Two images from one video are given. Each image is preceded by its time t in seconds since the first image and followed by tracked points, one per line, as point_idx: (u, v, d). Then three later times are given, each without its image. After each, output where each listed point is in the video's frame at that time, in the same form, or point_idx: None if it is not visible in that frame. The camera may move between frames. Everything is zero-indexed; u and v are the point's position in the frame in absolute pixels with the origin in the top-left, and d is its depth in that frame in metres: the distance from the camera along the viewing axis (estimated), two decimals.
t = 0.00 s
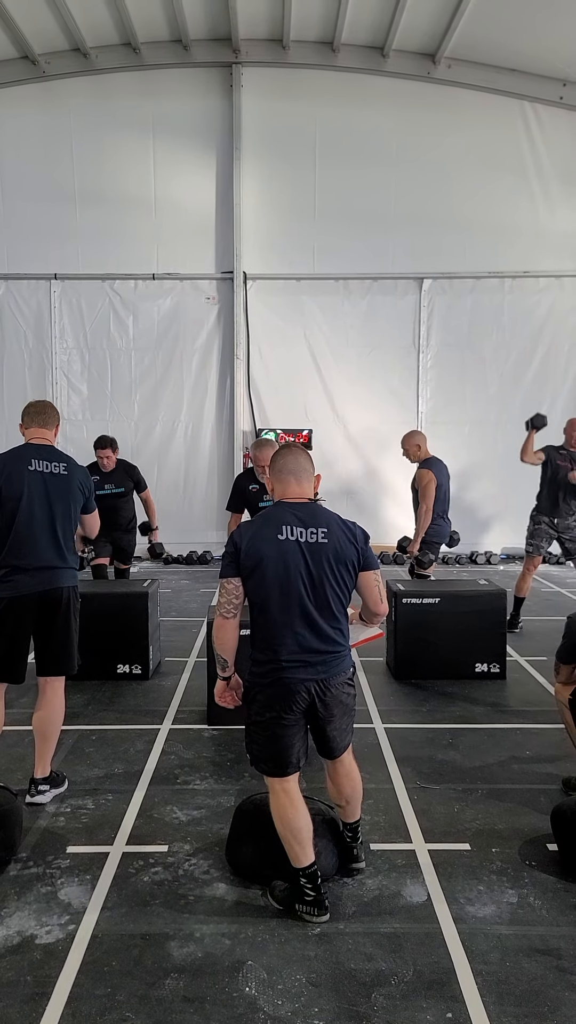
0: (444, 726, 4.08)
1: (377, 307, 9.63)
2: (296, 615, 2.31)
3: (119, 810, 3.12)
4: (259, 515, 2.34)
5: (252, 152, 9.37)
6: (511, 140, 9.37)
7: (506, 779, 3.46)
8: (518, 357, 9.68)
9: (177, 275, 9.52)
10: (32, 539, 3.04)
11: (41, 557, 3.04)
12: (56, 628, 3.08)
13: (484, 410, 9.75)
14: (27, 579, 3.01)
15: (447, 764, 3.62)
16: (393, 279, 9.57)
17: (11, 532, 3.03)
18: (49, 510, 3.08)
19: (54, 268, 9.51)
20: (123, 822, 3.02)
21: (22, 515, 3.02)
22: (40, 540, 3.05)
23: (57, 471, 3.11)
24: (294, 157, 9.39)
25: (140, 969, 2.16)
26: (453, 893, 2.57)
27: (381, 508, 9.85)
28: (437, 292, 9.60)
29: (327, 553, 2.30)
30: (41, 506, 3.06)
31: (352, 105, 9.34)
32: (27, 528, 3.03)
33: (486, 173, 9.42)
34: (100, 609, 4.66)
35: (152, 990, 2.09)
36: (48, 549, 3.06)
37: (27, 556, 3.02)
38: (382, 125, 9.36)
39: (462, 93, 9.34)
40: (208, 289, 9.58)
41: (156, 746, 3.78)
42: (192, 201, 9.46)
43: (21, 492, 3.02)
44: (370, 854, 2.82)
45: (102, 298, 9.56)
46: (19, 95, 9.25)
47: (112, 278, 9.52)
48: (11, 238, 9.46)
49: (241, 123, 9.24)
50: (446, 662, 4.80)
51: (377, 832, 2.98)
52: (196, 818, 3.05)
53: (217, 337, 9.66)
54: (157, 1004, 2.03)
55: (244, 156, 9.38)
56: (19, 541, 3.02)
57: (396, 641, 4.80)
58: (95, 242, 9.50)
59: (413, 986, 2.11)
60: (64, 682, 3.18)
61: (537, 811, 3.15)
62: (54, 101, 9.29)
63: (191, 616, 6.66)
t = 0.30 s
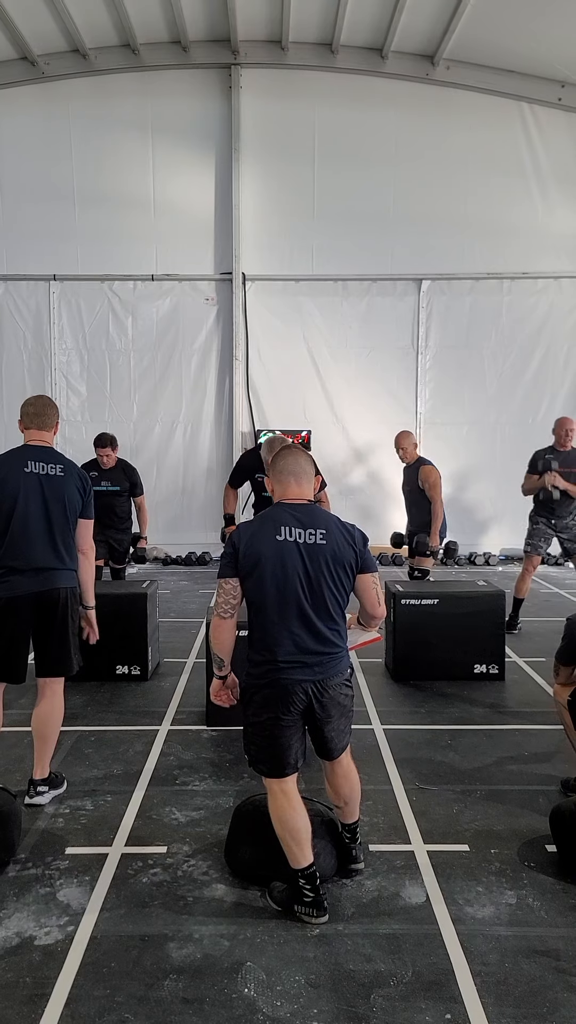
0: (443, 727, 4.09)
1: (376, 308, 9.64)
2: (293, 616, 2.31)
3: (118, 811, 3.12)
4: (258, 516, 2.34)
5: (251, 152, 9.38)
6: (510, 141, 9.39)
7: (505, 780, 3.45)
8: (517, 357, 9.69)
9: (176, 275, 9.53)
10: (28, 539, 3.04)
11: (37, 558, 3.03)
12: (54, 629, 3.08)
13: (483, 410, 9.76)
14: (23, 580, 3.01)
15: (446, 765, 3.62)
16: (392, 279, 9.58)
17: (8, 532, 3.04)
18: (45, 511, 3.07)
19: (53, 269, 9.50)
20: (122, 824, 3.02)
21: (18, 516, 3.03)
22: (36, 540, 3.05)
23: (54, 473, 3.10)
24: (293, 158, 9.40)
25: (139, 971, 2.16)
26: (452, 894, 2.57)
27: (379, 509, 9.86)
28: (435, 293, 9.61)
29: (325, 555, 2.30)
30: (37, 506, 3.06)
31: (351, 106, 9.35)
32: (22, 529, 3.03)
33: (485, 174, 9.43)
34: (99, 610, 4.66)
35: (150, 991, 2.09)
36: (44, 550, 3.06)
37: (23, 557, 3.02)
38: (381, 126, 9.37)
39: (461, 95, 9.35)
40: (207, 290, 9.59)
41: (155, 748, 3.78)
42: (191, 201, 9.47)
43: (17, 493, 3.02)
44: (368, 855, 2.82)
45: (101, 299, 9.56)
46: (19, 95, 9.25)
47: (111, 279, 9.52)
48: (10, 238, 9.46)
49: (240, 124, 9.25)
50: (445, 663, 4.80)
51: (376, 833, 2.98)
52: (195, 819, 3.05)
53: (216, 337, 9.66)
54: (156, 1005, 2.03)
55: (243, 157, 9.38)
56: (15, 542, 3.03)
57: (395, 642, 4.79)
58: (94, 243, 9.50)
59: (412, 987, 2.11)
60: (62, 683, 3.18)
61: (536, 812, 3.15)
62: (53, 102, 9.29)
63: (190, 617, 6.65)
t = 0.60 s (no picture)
0: (442, 728, 4.09)
1: (375, 308, 9.64)
2: (291, 617, 2.32)
3: (117, 812, 3.12)
4: (257, 517, 2.35)
5: (250, 152, 9.38)
6: (509, 142, 9.40)
7: (504, 781, 3.46)
8: (516, 357, 9.70)
9: (175, 276, 9.53)
10: (23, 539, 3.04)
11: (33, 559, 3.04)
12: (51, 629, 3.08)
13: (482, 410, 9.76)
14: (18, 580, 3.02)
15: (445, 766, 3.62)
16: (390, 280, 9.59)
17: (4, 534, 3.05)
18: (40, 511, 3.07)
19: (52, 269, 9.50)
20: (121, 825, 3.02)
21: (14, 517, 3.03)
22: (31, 541, 3.05)
23: (48, 474, 3.08)
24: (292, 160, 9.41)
25: (138, 972, 2.16)
26: (451, 895, 2.57)
27: (378, 510, 9.86)
28: (434, 294, 9.62)
29: (323, 557, 2.30)
30: (32, 506, 3.05)
31: (350, 107, 9.35)
32: (18, 530, 3.04)
33: (483, 175, 9.44)
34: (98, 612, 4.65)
35: (150, 992, 2.08)
36: (39, 550, 3.06)
37: (18, 558, 3.03)
38: (380, 127, 9.38)
39: (459, 96, 9.36)
40: (206, 291, 9.59)
41: (153, 749, 3.78)
42: (190, 203, 9.47)
43: (12, 494, 3.02)
44: (367, 856, 2.81)
45: (99, 300, 9.56)
46: (18, 96, 9.25)
47: (110, 280, 9.52)
48: (9, 239, 9.45)
49: (239, 125, 9.25)
50: (443, 664, 4.80)
51: (374, 834, 2.98)
52: (193, 821, 3.04)
53: (215, 338, 9.66)
54: (155, 1006, 2.03)
55: (242, 157, 9.39)
56: (11, 543, 3.04)
57: (394, 643, 4.79)
58: (93, 243, 9.49)
59: (411, 988, 2.11)
60: (61, 685, 3.18)
61: (535, 813, 3.15)
62: (53, 103, 9.30)
63: (188, 618, 6.65)
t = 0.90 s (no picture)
0: (440, 729, 4.09)
1: (373, 309, 9.65)
2: (289, 620, 2.32)
3: (116, 814, 3.12)
4: (255, 519, 2.35)
5: (249, 153, 9.38)
6: (507, 144, 9.41)
7: (503, 782, 3.46)
8: (514, 358, 9.71)
9: (174, 277, 9.54)
10: (21, 540, 3.04)
11: (31, 560, 3.04)
12: (50, 630, 3.08)
13: (481, 410, 9.77)
14: (16, 581, 3.02)
15: (444, 768, 3.61)
16: (389, 281, 9.60)
17: (2, 535, 3.05)
18: (38, 512, 3.07)
19: (51, 270, 9.51)
20: (119, 827, 3.02)
21: (12, 517, 3.04)
22: (29, 541, 3.05)
23: (47, 474, 3.07)
24: (290, 161, 9.42)
25: (137, 974, 2.16)
26: (449, 896, 2.58)
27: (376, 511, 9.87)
28: (432, 295, 9.63)
29: (320, 560, 2.30)
30: (30, 507, 3.05)
31: (348, 109, 9.36)
32: (16, 531, 3.04)
33: (481, 176, 9.46)
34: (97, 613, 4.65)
35: (148, 994, 2.08)
36: (37, 550, 3.06)
37: (16, 559, 3.03)
38: (378, 128, 9.39)
39: (457, 98, 9.37)
40: (204, 292, 9.59)
41: (152, 750, 3.78)
42: (188, 204, 9.48)
43: (10, 495, 3.02)
44: (366, 858, 2.81)
45: (98, 301, 9.56)
46: (16, 98, 9.26)
47: (108, 281, 9.52)
48: (7, 240, 9.45)
49: (237, 126, 9.26)
50: (441, 665, 4.80)
51: (373, 836, 2.98)
52: (192, 822, 3.04)
53: (213, 339, 9.66)
54: (154, 1009, 2.03)
55: (241, 158, 9.39)
56: (9, 544, 3.04)
57: (393, 644, 4.79)
58: (92, 244, 9.50)
59: (410, 990, 2.11)
60: (60, 687, 3.19)
61: (533, 814, 3.15)
62: (51, 104, 9.31)
63: (187, 619, 6.65)
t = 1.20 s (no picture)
0: (440, 730, 4.09)
1: (372, 310, 9.65)
2: (292, 621, 2.31)
3: (115, 814, 3.11)
4: (257, 521, 2.34)
5: (248, 153, 9.38)
6: (507, 144, 9.42)
7: (502, 782, 3.46)
8: (514, 359, 9.71)
9: (173, 278, 9.54)
10: (22, 541, 3.04)
11: (32, 561, 3.03)
12: (50, 631, 3.08)
13: (480, 411, 9.78)
14: (16, 582, 3.01)
15: (444, 768, 3.61)
16: (388, 282, 9.60)
17: (3, 535, 3.05)
18: (38, 512, 3.07)
19: (51, 270, 9.51)
20: (119, 827, 3.01)
21: (13, 518, 3.03)
22: (29, 541, 3.05)
23: (47, 475, 3.07)
24: (290, 161, 9.42)
25: (137, 975, 2.16)
26: (450, 896, 2.57)
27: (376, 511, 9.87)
28: (432, 296, 9.63)
29: (323, 561, 2.31)
30: (30, 507, 3.05)
31: (348, 109, 9.36)
32: (17, 532, 3.04)
33: (481, 177, 9.46)
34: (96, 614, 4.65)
35: (149, 994, 2.08)
36: (38, 551, 3.06)
37: (16, 559, 3.02)
38: (378, 129, 9.39)
39: (457, 98, 9.37)
40: (204, 293, 9.60)
41: (152, 750, 3.77)
42: (188, 205, 9.48)
43: (11, 495, 3.02)
44: (366, 859, 2.81)
45: (98, 301, 9.56)
46: (16, 98, 9.26)
47: (108, 282, 9.53)
48: (7, 241, 9.45)
49: (237, 127, 9.26)
50: (441, 666, 4.80)
51: (373, 836, 2.98)
52: (192, 823, 3.04)
53: (213, 339, 9.66)
54: (154, 1010, 2.03)
55: (240, 158, 9.39)
56: (9, 544, 3.03)
57: (393, 644, 4.78)
58: (92, 244, 9.50)
59: (411, 990, 2.11)
60: (60, 687, 3.19)
61: (533, 814, 3.15)
62: (51, 104, 9.31)
63: (187, 620, 6.65)
